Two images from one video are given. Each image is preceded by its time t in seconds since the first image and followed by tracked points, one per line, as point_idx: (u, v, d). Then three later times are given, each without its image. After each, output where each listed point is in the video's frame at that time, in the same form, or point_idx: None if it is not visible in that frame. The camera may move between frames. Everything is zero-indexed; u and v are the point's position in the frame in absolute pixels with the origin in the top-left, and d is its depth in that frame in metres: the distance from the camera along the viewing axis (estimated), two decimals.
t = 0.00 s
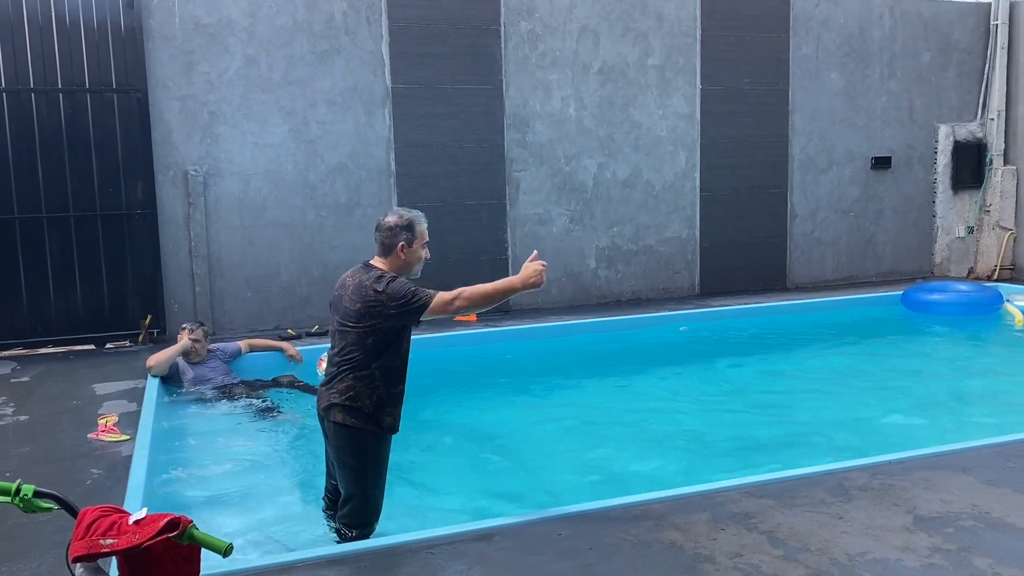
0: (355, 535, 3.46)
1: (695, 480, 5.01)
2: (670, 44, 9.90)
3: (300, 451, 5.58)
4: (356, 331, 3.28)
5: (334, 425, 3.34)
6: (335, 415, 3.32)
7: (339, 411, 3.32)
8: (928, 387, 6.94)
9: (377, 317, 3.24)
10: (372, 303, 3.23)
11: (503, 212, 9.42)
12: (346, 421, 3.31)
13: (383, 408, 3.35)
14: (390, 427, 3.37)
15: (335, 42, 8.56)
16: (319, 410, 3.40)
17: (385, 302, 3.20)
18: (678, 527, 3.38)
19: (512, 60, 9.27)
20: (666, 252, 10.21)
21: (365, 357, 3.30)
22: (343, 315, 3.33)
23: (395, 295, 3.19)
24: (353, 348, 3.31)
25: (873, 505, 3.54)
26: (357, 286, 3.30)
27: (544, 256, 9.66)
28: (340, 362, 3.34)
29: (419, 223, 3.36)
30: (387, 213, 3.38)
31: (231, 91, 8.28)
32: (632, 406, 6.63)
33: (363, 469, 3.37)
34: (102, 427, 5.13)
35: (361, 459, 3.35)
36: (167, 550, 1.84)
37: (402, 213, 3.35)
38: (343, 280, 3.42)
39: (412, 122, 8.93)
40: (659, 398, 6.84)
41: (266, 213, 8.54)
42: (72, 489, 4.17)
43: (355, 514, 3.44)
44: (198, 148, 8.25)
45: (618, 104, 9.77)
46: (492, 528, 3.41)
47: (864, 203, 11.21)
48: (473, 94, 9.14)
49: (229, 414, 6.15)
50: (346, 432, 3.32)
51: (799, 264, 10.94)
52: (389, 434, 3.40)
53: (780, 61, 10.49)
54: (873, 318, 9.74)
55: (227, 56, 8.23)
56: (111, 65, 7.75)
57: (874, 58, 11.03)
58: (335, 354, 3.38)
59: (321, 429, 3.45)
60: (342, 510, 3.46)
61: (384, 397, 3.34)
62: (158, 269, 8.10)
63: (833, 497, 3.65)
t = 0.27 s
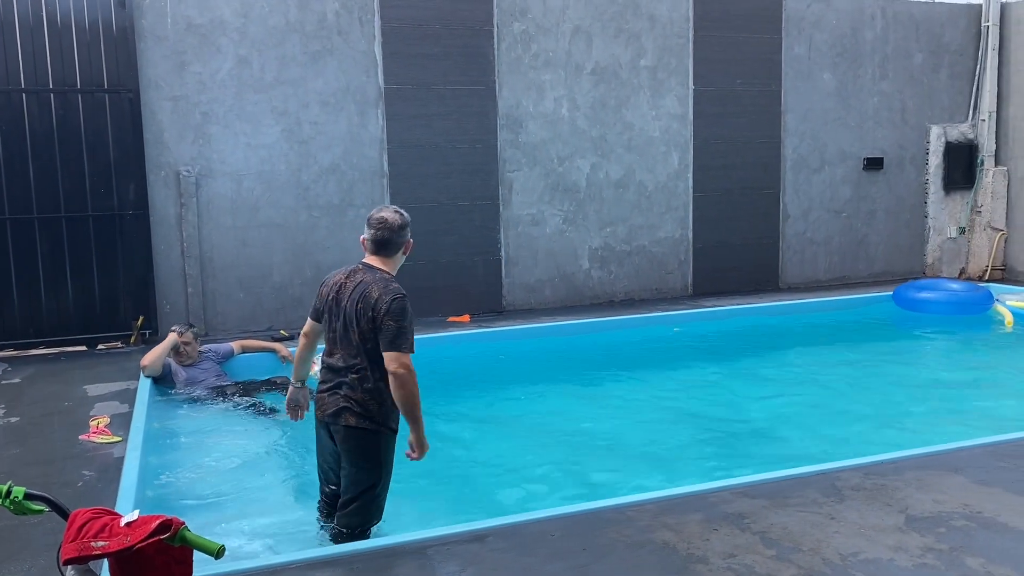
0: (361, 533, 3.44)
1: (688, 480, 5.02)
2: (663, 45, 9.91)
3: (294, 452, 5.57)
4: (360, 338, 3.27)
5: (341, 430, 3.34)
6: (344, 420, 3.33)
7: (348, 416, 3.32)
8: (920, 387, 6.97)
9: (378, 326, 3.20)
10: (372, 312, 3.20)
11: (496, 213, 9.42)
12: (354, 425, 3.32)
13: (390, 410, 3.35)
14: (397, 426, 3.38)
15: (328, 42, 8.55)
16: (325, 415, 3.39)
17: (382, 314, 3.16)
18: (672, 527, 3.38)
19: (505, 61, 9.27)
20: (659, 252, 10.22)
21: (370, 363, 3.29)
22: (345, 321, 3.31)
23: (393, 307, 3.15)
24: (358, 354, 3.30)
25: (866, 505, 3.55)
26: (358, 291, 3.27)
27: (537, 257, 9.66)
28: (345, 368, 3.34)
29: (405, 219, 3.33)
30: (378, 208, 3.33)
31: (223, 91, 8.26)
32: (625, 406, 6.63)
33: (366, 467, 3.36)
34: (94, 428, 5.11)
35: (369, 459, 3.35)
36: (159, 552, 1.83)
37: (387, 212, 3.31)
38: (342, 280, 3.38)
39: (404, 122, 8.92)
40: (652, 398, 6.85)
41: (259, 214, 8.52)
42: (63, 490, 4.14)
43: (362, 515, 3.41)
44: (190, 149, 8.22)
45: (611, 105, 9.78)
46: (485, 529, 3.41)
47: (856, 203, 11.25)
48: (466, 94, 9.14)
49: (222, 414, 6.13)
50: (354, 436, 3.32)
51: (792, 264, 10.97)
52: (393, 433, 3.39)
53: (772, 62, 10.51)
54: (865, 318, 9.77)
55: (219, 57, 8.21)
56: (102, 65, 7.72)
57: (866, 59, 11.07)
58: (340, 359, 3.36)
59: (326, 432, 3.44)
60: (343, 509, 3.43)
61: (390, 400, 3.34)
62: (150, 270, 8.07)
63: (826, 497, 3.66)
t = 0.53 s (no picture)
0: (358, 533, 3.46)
1: (683, 481, 5.03)
2: (658, 45, 9.92)
3: (288, 452, 5.56)
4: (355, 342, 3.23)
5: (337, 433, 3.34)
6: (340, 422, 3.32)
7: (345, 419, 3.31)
8: (914, 387, 6.99)
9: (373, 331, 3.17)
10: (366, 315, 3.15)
11: (491, 213, 9.41)
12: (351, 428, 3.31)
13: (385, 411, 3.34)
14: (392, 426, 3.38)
15: (323, 42, 8.54)
16: (321, 417, 3.38)
17: (372, 317, 3.09)
18: (667, 527, 3.38)
19: (500, 61, 9.27)
20: (654, 253, 10.23)
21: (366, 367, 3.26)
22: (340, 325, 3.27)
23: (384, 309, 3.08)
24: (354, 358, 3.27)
25: (861, 505, 3.56)
26: (353, 294, 3.22)
27: (532, 257, 9.66)
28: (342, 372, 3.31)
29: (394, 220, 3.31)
30: (369, 209, 3.29)
31: (217, 91, 8.24)
32: (621, 406, 6.64)
33: (360, 468, 3.36)
34: (88, 429, 5.09)
35: (364, 460, 3.35)
36: (154, 552, 1.82)
37: (375, 215, 3.28)
38: (335, 282, 3.34)
39: (400, 122, 8.91)
40: (647, 398, 6.85)
41: (254, 214, 8.51)
42: (56, 491, 4.13)
43: (358, 515, 3.42)
44: (184, 149, 8.20)
45: (606, 105, 9.78)
46: (481, 529, 3.41)
47: (851, 204, 11.27)
48: (461, 95, 9.14)
49: (217, 415, 6.12)
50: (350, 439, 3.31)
51: (786, 264, 10.99)
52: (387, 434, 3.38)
53: (767, 63, 10.53)
54: (860, 318, 9.79)
55: (214, 57, 8.19)
56: (96, 65, 7.70)
57: (860, 60, 11.10)
58: (335, 362, 3.34)
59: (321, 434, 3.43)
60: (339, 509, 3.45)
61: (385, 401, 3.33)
62: (145, 270, 8.05)
63: (820, 497, 3.66)
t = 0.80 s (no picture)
0: (347, 536, 3.45)
1: (681, 481, 5.03)
2: (655, 46, 9.93)
3: (285, 453, 5.55)
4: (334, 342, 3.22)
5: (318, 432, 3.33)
6: (320, 422, 3.31)
7: (326, 418, 3.31)
8: (912, 387, 7.00)
9: (353, 333, 3.16)
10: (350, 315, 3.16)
11: (488, 214, 9.42)
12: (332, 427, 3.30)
13: (367, 411, 3.35)
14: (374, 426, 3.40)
15: (320, 43, 8.54)
16: (303, 419, 3.38)
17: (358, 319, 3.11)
18: (665, 527, 3.39)
19: (498, 61, 9.27)
20: (651, 253, 10.24)
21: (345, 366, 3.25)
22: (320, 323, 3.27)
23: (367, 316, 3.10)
24: (332, 358, 3.27)
25: (858, 505, 3.57)
26: (334, 295, 3.22)
27: (530, 258, 9.67)
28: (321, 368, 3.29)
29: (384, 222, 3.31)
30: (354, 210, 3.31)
31: (214, 92, 8.24)
32: (619, 406, 6.64)
33: (347, 469, 3.36)
34: (85, 430, 5.09)
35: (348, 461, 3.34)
36: (151, 553, 1.82)
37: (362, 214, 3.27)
38: (319, 282, 3.35)
39: (397, 123, 8.91)
40: (645, 398, 6.87)
41: (251, 215, 8.50)
42: (53, 492, 4.13)
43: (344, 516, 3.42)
44: (181, 150, 8.20)
45: (603, 105, 9.79)
46: (479, 530, 3.41)
47: (848, 204, 11.29)
48: (458, 95, 9.14)
49: (216, 416, 6.11)
50: (334, 441, 3.31)
51: (783, 265, 11.00)
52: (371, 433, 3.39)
53: (764, 63, 10.54)
54: (857, 318, 9.80)
55: (211, 57, 8.19)
56: (93, 66, 7.70)
57: (857, 60, 11.11)
58: (315, 361, 3.34)
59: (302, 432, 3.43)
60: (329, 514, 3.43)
61: (366, 402, 3.33)
62: (142, 270, 8.04)
63: (817, 497, 3.67)
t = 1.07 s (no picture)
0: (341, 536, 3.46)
1: (681, 481, 5.03)
2: (654, 46, 9.93)
3: (284, 454, 5.55)
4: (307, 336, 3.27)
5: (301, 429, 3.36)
6: (302, 419, 3.35)
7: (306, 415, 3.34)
8: (911, 387, 7.00)
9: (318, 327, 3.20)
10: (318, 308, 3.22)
11: (488, 214, 9.41)
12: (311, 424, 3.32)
13: (347, 409, 3.33)
14: (357, 425, 3.36)
15: (319, 43, 8.54)
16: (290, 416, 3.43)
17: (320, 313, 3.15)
18: (665, 528, 3.39)
19: (497, 62, 9.27)
20: (651, 253, 10.24)
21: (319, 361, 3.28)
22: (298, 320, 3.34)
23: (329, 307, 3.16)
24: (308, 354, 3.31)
25: (857, 505, 3.57)
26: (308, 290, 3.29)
27: (529, 258, 9.67)
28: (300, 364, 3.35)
29: (355, 219, 3.30)
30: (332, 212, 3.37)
31: (214, 92, 8.23)
32: (619, 407, 6.64)
33: (337, 469, 3.37)
34: (85, 431, 5.09)
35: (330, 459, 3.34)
36: (150, 554, 1.82)
37: (335, 212, 3.31)
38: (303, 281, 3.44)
39: (396, 123, 8.91)
40: (646, 399, 6.87)
41: (250, 215, 8.50)
42: (52, 493, 4.12)
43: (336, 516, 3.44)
44: (181, 150, 8.19)
45: (603, 105, 9.79)
46: (478, 530, 3.41)
47: (847, 204, 11.29)
48: (457, 95, 9.13)
49: (216, 417, 6.11)
50: (318, 439, 3.32)
51: (783, 265, 11.00)
52: (358, 432, 3.39)
53: (763, 64, 10.55)
54: (856, 318, 9.81)
55: (210, 57, 8.19)
56: (92, 66, 7.70)
57: (857, 61, 11.12)
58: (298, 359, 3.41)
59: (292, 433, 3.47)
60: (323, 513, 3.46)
61: (344, 399, 3.32)
62: (141, 270, 8.04)
63: (817, 497, 3.67)
